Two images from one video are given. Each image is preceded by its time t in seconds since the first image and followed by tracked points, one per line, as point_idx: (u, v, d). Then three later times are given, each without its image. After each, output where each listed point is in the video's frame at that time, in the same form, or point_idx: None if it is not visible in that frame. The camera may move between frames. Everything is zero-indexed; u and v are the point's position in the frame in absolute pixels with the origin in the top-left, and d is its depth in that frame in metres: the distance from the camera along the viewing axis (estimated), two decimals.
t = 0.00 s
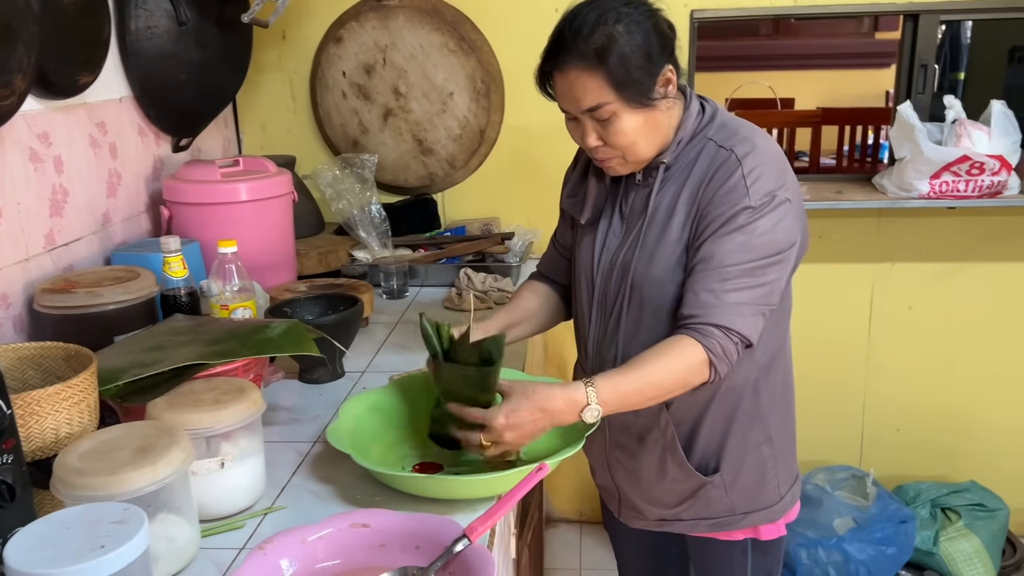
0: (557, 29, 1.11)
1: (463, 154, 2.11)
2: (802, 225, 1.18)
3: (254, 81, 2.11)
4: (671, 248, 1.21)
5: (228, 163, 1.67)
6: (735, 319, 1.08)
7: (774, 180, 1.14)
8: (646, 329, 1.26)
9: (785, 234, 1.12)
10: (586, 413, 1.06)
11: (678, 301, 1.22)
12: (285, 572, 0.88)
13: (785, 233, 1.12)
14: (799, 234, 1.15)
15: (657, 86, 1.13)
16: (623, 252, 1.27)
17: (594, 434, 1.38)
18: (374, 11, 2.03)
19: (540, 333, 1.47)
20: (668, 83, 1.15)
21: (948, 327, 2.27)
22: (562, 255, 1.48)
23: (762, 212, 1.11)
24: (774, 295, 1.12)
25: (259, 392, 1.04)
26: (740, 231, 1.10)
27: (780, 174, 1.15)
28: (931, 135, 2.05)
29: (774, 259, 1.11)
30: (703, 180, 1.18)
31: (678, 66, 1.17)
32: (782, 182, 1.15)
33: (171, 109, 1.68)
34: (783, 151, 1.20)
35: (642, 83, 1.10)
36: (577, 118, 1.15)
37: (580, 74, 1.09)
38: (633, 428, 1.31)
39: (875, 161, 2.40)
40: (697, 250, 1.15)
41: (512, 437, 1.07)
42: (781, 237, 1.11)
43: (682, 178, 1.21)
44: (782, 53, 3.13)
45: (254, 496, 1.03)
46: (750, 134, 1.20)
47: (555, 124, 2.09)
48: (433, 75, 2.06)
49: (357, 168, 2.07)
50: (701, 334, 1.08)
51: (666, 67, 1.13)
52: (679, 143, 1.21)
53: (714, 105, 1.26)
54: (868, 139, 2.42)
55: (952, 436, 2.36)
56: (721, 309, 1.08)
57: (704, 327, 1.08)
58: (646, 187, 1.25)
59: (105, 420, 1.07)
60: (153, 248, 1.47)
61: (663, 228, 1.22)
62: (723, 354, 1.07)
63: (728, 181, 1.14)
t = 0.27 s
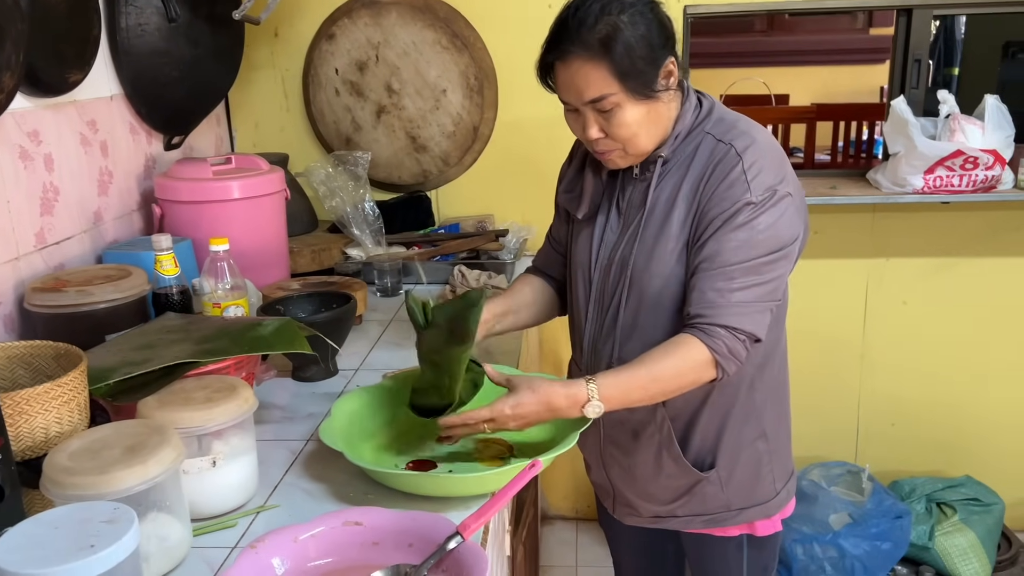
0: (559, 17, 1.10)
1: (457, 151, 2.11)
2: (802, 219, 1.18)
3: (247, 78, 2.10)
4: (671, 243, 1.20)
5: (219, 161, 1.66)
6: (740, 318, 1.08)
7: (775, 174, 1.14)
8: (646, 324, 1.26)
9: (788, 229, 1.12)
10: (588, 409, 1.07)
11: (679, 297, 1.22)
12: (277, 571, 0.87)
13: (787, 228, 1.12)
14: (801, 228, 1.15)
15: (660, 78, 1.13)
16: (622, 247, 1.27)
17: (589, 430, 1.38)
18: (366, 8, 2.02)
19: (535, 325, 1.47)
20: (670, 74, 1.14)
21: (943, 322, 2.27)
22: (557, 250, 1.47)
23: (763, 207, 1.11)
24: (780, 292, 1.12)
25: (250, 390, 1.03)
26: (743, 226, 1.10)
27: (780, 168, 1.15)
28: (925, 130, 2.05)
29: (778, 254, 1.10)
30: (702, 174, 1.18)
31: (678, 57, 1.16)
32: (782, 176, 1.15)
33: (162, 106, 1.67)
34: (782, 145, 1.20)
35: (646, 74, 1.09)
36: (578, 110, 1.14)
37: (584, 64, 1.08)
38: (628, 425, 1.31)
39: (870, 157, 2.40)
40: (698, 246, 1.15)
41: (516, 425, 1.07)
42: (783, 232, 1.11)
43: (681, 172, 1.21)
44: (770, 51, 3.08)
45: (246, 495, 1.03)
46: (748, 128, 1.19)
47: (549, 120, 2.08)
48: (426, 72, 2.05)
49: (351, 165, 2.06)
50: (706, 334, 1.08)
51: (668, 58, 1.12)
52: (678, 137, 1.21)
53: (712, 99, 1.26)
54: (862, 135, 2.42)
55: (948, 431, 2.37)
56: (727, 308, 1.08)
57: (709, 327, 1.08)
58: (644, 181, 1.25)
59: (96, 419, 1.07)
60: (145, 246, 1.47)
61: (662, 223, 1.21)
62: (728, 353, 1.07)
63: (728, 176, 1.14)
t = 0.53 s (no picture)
0: (565, 12, 1.10)
1: (452, 149, 2.11)
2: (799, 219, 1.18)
3: (242, 76, 2.10)
4: (666, 241, 1.20)
5: (214, 159, 1.66)
6: (732, 319, 1.08)
7: (772, 174, 1.14)
8: (640, 321, 1.26)
9: (783, 230, 1.12)
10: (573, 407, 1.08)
11: (673, 294, 1.22)
12: (272, 569, 0.87)
13: (782, 229, 1.12)
14: (797, 229, 1.15)
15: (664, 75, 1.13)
16: (619, 243, 1.27)
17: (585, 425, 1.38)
18: (361, 5, 2.02)
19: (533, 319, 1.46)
20: (673, 72, 1.15)
21: (939, 317, 2.27)
22: (555, 245, 1.47)
23: (759, 208, 1.11)
24: (772, 291, 1.12)
25: (245, 388, 1.03)
26: (739, 226, 1.10)
27: (778, 168, 1.15)
28: (920, 126, 2.05)
29: (772, 255, 1.11)
30: (701, 173, 1.18)
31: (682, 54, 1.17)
32: (780, 176, 1.14)
33: (156, 105, 1.67)
34: (780, 144, 1.20)
35: (650, 70, 1.09)
36: (582, 105, 1.14)
37: (590, 61, 1.07)
38: (623, 420, 1.31)
39: (865, 153, 2.40)
40: (694, 244, 1.15)
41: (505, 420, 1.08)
42: (779, 233, 1.11)
43: (679, 170, 1.21)
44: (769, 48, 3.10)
45: (241, 493, 1.03)
46: (748, 127, 1.19)
47: (545, 117, 2.08)
48: (421, 70, 2.05)
49: (346, 163, 2.05)
50: (695, 334, 1.08)
51: (672, 56, 1.12)
52: (677, 134, 1.21)
53: (712, 97, 1.25)
54: (858, 131, 2.42)
55: (944, 426, 2.37)
56: (716, 309, 1.08)
57: (698, 327, 1.08)
58: (642, 177, 1.25)
59: (90, 417, 1.07)
60: (139, 245, 1.46)
61: (659, 220, 1.21)
62: (717, 353, 1.08)
63: (725, 175, 1.14)
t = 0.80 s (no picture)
0: (561, 11, 1.10)
1: (451, 148, 2.11)
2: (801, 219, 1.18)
3: (240, 76, 2.10)
4: (668, 241, 1.20)
5: (213, 159, 1.66)
6: (738, 321, 1.09)
7: (773, 174, 1.14)
8: (641, 320, 1.26)
9: (786, 231, 1.12)
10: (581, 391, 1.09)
11: (674, 293, 1.22)
12: (273, 568, 0.87)
13: (785, 230, 1.12)
14: (799, 229, 1.15)
15: (661, 74, 1.14)
16: (618, 242, 1.27)
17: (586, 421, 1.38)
18: (359, 5, 2.02)
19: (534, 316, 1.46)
20: (671, 71, 1.16)
21: (937, 314, 2.28)
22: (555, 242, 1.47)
23: (761, 209, 1.11)
24: (777, 292, 1.13)
25: (245, 388, 1.03)
26: (742, 227, 1.10)
27: (778, 167, 1.15)
28: (919, 124, 2.05)
29: (776, 256, 1.11)
30: (701, 173, 1.18)
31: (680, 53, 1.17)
32: (781, 177, 1.14)
33: (155, 105, 1.67)
34: (780, 143, 1.20)
35: (646, 70, 1.09)
36: (579, 104, 1.14)
37: (586, 59, 1.07)
38: (623, 417, 1.32)
39: (864, 150, 2.41)
40: (696, 245, 1.15)
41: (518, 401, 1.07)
42: (782, 234, 1.11)
43: (679, 170, 1.21)
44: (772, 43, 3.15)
45: (242, 493, 1.03)
46: (747, 125, 1.19)
47: (543, 116, 2.08)
48: (419, 69, 2.05)
49: (345, 162, 2.06)
50: (706, 336, 1.09)
51: (670, 54, 1.13)
52: (676, 133, 1.21)
53: (711, 95, 1.25)
54: (857, 129, 2.42)
55: (943, 423, 2.37)
56: (725, 312, 1.09)
57: (710, 329, 1.09)
58: (642, 176, 1.25)
59: (90, 418, 1.07)
60: (138, 245, 1.46)
61: (660, 221, 1.21)
62: (727, 355, 1.09)
63: (726, 175, 1.13)
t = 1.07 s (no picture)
0: (564, 6, 1.10)
1: (453, 146, 2.11)
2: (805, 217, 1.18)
3: (243, 74, 2.10)
4: (672, 239, 1.20)
5: (216, 158, 1.66)
6: (740, 320, 1.10)
7: (778, 172, 1.13)
8: (646, 318, 1.26)
9: (790, 229, 1.12)
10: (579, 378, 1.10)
11: (679, 291, 1.22)
12: (277, 567, 0.87)
13: (790, 228, 1.12)
14: (803, 228, 1.15)
15: (662, 70, 1.13)
16: (622, 241, 1.27)
17: (591, 420, 1.38)
18: (362, 3, 2.02)
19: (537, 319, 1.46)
20: (673, 67, 1.15)
21: (941, 313, 2.27)
22: (560, 240, 1.47)
23: (766, 207, 1.10)
24: (780, 290, 1.13)
25: (248, 386, 1.03)
26: (746, 226, 1.09)
27: (783, 165, 1.14)
28: (923, 121, 2.05)
29: (780, 255, 1.11)
30: (705, 171, 1.17)
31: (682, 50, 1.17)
32: (786, 175, 1.14)
33: (158, 103, 1.67)
34: (785, 140, 1.19)
35: (647, 64, 1.09)
36: (581, 99, 1.15)
37: (586, 54, 1.08)
38: (627, 416, 1.32)
39: (868, 149, 2.40)
40: (700, 244, 1.15)
41: (533, 383, 1.09)
42: (786, 232, 1.11)
43: (683, 168, 1.20)
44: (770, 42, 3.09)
45: (245, 491, 1.03)
46: (752, 123, 1.19)
47: (546, 114, 2.08)
48: (422, 67, 2.05)
49: (347, 161, 2.06)
50: (705, 334, 1.11)
51: (671, 51, 1.12)
52: (680, 131, 1.20)
53: (716, 92, 1.25)
54: (860, 126, 2.42)
55: (947, 422, 2.37)
56: (728, 308, 1.10)
57: (710, 328, 1.10)
58: (646, 174, 1.24)
59: (94, 417, 1.07)
60: (142, 244, 1.46)
61: (663, 219, 1.21)
62: (726, 353, 1.11)
63: (731, 173, 1.13)
